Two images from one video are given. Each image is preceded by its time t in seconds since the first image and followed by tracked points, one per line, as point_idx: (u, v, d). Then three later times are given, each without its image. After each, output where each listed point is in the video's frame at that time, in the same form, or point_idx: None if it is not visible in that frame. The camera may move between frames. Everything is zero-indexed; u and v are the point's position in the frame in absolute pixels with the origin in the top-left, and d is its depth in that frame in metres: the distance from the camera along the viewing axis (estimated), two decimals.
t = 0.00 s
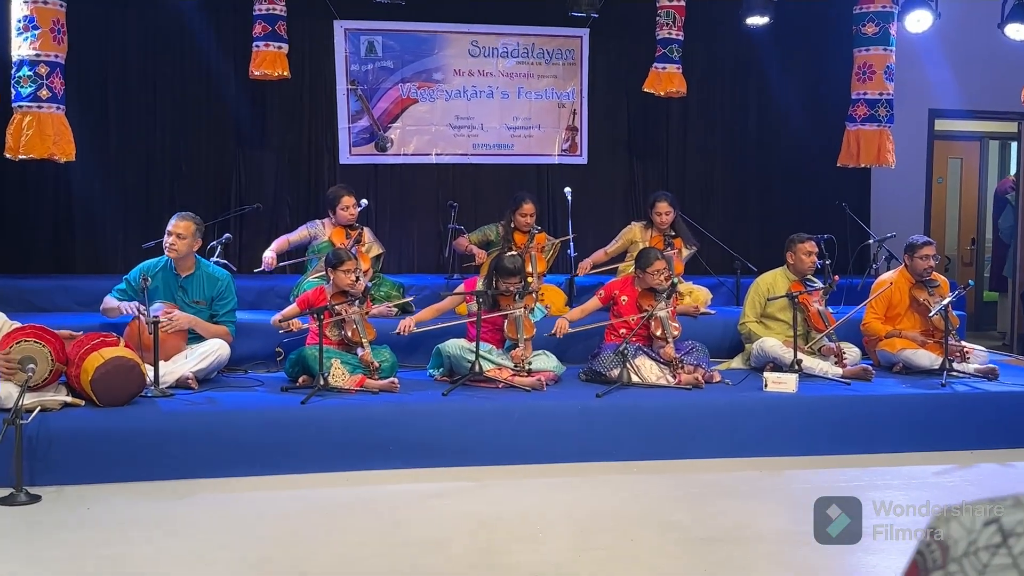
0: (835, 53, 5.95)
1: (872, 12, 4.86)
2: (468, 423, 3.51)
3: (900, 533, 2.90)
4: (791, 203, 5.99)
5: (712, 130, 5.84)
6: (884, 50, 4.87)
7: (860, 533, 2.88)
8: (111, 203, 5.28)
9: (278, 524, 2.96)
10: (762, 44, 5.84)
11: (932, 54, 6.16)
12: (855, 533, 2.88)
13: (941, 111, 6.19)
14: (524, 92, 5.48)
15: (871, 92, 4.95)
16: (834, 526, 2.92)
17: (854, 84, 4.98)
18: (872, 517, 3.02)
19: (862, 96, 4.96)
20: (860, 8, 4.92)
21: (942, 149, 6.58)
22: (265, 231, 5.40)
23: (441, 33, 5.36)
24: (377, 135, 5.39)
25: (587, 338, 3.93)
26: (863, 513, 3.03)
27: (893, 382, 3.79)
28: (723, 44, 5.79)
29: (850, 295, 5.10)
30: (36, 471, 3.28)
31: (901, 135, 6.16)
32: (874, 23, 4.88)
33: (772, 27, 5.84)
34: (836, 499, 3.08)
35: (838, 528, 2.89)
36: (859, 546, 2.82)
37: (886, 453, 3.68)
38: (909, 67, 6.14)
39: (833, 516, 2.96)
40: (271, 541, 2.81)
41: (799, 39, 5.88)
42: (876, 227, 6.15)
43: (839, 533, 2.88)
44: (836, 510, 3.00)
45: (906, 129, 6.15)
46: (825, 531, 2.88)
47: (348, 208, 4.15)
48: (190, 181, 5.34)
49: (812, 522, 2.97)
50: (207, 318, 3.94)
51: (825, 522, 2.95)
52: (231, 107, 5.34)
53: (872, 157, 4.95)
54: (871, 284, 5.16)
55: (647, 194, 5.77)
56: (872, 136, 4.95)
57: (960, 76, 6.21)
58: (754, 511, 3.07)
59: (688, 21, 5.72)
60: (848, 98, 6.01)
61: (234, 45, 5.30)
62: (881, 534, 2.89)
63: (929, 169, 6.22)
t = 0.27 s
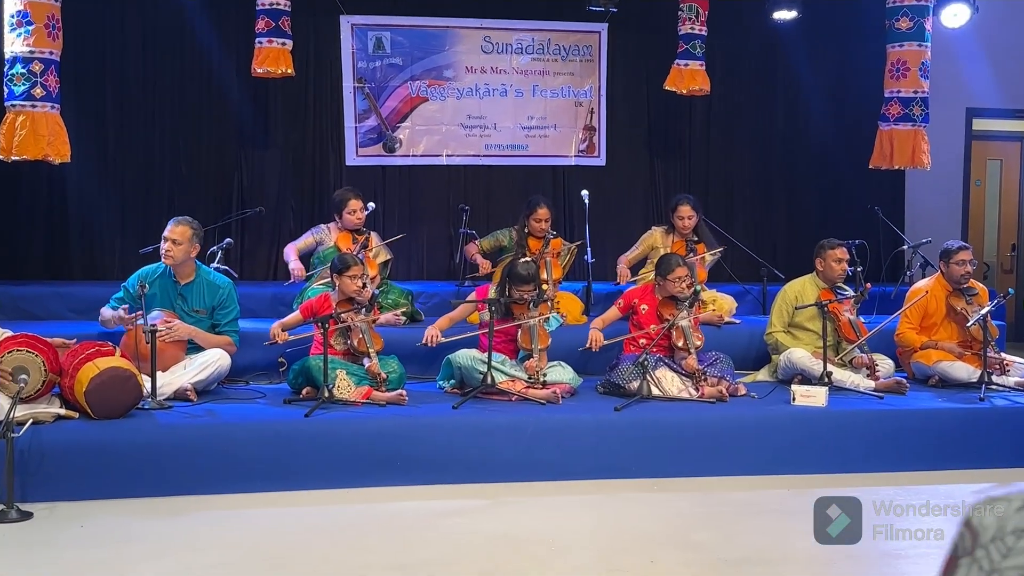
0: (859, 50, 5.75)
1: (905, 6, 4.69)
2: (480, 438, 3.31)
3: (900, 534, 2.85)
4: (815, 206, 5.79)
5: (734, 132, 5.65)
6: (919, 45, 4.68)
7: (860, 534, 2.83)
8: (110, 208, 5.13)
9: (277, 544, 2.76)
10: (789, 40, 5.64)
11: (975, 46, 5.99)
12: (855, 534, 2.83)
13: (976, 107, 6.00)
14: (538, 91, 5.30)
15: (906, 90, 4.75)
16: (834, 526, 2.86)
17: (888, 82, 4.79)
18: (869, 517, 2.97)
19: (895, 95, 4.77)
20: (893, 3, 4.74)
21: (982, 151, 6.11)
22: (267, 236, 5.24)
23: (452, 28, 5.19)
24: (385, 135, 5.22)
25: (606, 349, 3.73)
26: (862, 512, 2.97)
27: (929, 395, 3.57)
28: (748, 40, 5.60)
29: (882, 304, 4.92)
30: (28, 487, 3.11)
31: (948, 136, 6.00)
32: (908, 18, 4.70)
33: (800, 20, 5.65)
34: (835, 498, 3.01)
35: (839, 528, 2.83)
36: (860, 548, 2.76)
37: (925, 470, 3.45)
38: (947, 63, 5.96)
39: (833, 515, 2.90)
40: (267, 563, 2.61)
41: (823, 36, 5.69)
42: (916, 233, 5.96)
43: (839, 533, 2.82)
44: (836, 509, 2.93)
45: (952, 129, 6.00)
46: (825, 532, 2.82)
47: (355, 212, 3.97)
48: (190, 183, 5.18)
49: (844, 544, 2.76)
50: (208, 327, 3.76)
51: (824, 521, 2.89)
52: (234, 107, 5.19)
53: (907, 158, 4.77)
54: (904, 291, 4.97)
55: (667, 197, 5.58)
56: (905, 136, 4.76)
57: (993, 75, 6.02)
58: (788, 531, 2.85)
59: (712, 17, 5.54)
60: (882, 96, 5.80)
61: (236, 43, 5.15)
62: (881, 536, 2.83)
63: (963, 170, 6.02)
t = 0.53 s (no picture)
0: (871, 56, 5.69)
1: (921, 11, 4.64)
2: (488, 450, 3.24)
3: (899, 533, 2.92)
4: (828, 214, 5.73)
5: (745, 139, 5.59)
6: (934, 51, 4.62)
7: (860, 533, 2.90)
8: (114, 216, 5.09)
9: (282, 558, 2.70)
10: (801, 45, 5.59)
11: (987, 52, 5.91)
12: (855, 533, 2.90)
13: (991, 113, 5.92)
14: (547, 97, 5.25)
15: (921, 97, 4.70)
16: (834, 526, 2.94)
17: (902, 88, 4.73)
18: (869, 517, 3.05)
19: (911, 101, 4.71)
20: (908, 8, 4.68)
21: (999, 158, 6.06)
22: (272, 244, 5.18)
23: (461, 34, 5.15)
24: (392, 142, 5.17)
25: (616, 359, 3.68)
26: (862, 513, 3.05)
27: (945, 408, 3.50)
28: (760, 46, 5.55)
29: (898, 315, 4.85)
30: (29, 498, 3.06)
31: (953, 141, 5.90)
32: (923, 23, 4.65)
33: (814, 25, 5.59)
34: (836, 499, 3.10)
35: (838, 528, 2.91)
36: (859, 547, 2.83)
37: (942, 484, 3.38)
38: (962, 69, 5.89)
39: (832, 516, 2.98)
40: None
41: (835, 42, 5.63)
42: (928, 240, 5.88)
43: (839, 532, 2.90)
44: (836, 510, 3.02)
45: (959, 134, 5.90)
46: (824, 532, 2.90)
47: (361, 220, 3.93)
48: (194, 190, 5.14)
49: (859, 560, 2.70)
50: (212, 337, 3.70)
51: (825, 522, 2.97)
52: (240, 114, 5.15)
53: (922, 166, 4.70)
54: (920, 301, 4.90)
55: (677, 206, 5.52)
56: (920, 143, 4.69)
57: (1005, 81, 5.94)
58: (804, 546, 2.78)
59: (725, 22, 5.48)
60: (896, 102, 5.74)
61: (242, 50, 5.11)
62: (880, 535, 2.90)
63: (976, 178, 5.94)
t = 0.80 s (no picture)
0: (875, 60, 5.67)
1: (926, 14, 4.62)
2: (491, 454, 3.23)
3: (899, 533, 2.94)
4: (833, 218, 5.71)
5: (749, 142, 5.58)
6: (939, 54, 4.61)
7: (860, 533, 2.92)
8: (116, 218, 5.08)
9: (282, 562, 2.69)
10: (806, 49, 5.58)
11: (992, 55, 5.89)
12: (855, 533, 2.91)
13: (996, 117, 5.91)
14: (551, 101, 5.24)
15: (926, 100, 4.68)
16: (834, 526, 2.95)
17: (907, 92, 4.71)
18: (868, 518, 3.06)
19: (916, 105, 4.70)
20: (913, 11, 4.67)
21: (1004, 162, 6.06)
22: (275, 247, 5.17)
23: (465, 37, 5.14)
24: (395, 145, 5.16)
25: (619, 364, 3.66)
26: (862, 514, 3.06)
27: (950, 413, 3.48)
28: (765, 49, 5.54)
29: (903, 320, 4.83)
30: (30, 502, 3.04)
31: (957, 145, 5.89)
32: (928, 26, 4.63)
33: (818, 29, 5.58)
34: (837, 500, 3.10)
35: (838, 528, 2.92)
36: (859, 547, 2.85)
37: (947, 489, 3.36)
38: (967, 73, 5.88)
39: (832, 515, 2.99)
40: None
41: (840, 46, 5.62)
42: (932, 245, 5.86)
43: (839, 532, 2.91)
44: (836, 510, 3.01)
45: (964, 138, 5.89)
46: (825, 531, 2.92)
47: (365, 224, 3.92)
48: (197, 193, 5.13)
49: (864, 565, 2.68)
50: (214, 340, 3.69)
51: (825, 522, 2.98)
52: (243, 117, 5.14)
53: (927, 169, 4.67)
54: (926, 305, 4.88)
55: (681, 209, 5.50)
56: (925, 147, 4.68)
57: (1010, 85, 5.92)
58: (808, 552, 2.77)
59: (729, 25, 5.47)
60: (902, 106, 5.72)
61: (244, 52, 5.10)
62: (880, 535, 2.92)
63: (979, 182, 5.92)
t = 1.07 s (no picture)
0: (875, 61, 5.67)
1: (926, 15, 4.62)
2: (490, 455, 3.23)
3: (900, 533, 2.95)
4: (833, 218, 5.71)
5: (749, 143, 5.58)
6: (939, 55, 4.61)
7: (860, 533, 2.93)
8: (116, 219, 5.08)
9: (282, 564, 2.69)
10: (806, 50, 5.58)
11: (992, 57, 5.89)
12: (855, 533, 2.92)
13: (996, 118, 5.91)
14: (550, 102, 5.24)
15: (926, 102, 4.68)
16: (834, 526, 2.96)
17: (907, 93, 4.71)
18: (868, 518, 3.07)
19: (916, 106, 4.70)
20: (913, 12, 4.66)
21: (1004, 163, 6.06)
22: (274, 248, 5.17)
23: (465, 38, 5.14)
24: (395, 146, 5.15)
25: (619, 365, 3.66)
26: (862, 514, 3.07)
27: (950, 414, 3.48)
28: (766, 50, 5.54)
29: (903, 322, 4.83)
30: (29, 502, 3.04)
31: (957, 146, 5.89)
32: (928, 28, 4.63)
33: (818, 30, 5.57)
34: (838, 500, 3.11)
35: (839, 527, 2.93)
36: (858, 546, 2.86)
37: (947, 490, 3.36)
38: (967, 75, 5.88)
39: (832, 515, 3.01)
40: None
41: (840, 47, 5.61)
42: (932, 246, 5.86)
43: (839, 532, 2.92)
44: (836, 510, 3.02)
45: (964, 140, 5.89)
46: (825, 531, 2.93)
47: (364, 224, 3.90)
48: (197, 194, 5.13)
49: (863, 567, 2.67)
50: (213, 340, 3.69)
51: (825, 522, 2.99)
52: (243, 118, 5.14)
53: (927, 170, 4.67)
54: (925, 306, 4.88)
55: (680, 210, 5.50)
56: (924, 149, 4.68)
57: (1010, 86, 5.92)
58: (808, 553, 2.76)
59: (729, 27, 5.47)
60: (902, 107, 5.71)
61: (244, 52, 5.10)
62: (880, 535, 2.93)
63: (979, 183, 5.92)
